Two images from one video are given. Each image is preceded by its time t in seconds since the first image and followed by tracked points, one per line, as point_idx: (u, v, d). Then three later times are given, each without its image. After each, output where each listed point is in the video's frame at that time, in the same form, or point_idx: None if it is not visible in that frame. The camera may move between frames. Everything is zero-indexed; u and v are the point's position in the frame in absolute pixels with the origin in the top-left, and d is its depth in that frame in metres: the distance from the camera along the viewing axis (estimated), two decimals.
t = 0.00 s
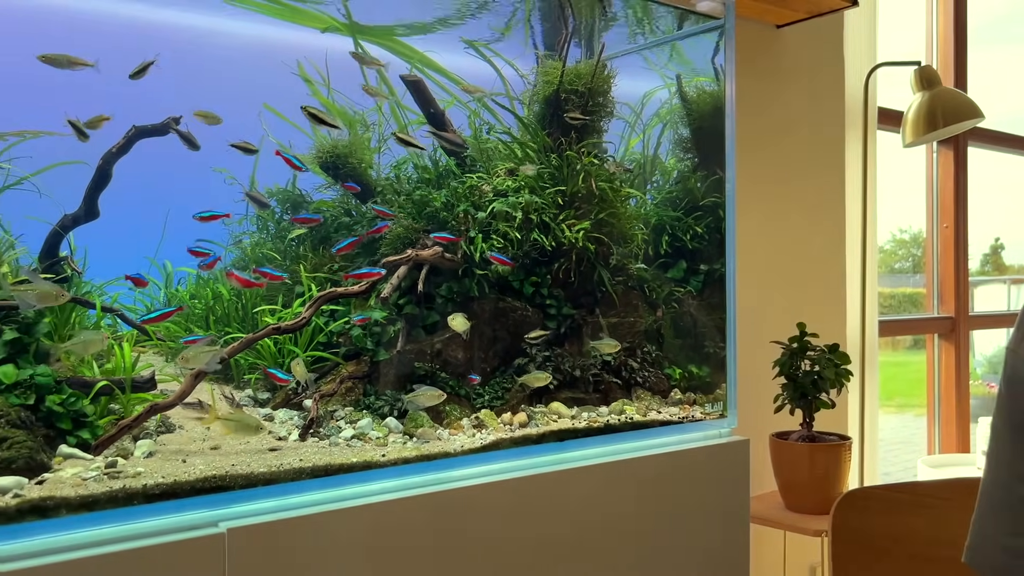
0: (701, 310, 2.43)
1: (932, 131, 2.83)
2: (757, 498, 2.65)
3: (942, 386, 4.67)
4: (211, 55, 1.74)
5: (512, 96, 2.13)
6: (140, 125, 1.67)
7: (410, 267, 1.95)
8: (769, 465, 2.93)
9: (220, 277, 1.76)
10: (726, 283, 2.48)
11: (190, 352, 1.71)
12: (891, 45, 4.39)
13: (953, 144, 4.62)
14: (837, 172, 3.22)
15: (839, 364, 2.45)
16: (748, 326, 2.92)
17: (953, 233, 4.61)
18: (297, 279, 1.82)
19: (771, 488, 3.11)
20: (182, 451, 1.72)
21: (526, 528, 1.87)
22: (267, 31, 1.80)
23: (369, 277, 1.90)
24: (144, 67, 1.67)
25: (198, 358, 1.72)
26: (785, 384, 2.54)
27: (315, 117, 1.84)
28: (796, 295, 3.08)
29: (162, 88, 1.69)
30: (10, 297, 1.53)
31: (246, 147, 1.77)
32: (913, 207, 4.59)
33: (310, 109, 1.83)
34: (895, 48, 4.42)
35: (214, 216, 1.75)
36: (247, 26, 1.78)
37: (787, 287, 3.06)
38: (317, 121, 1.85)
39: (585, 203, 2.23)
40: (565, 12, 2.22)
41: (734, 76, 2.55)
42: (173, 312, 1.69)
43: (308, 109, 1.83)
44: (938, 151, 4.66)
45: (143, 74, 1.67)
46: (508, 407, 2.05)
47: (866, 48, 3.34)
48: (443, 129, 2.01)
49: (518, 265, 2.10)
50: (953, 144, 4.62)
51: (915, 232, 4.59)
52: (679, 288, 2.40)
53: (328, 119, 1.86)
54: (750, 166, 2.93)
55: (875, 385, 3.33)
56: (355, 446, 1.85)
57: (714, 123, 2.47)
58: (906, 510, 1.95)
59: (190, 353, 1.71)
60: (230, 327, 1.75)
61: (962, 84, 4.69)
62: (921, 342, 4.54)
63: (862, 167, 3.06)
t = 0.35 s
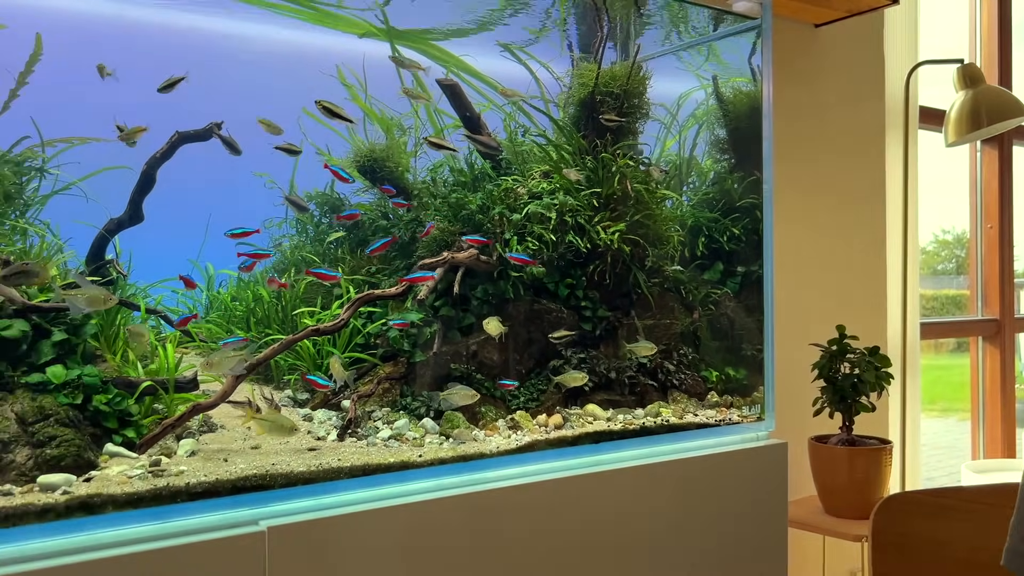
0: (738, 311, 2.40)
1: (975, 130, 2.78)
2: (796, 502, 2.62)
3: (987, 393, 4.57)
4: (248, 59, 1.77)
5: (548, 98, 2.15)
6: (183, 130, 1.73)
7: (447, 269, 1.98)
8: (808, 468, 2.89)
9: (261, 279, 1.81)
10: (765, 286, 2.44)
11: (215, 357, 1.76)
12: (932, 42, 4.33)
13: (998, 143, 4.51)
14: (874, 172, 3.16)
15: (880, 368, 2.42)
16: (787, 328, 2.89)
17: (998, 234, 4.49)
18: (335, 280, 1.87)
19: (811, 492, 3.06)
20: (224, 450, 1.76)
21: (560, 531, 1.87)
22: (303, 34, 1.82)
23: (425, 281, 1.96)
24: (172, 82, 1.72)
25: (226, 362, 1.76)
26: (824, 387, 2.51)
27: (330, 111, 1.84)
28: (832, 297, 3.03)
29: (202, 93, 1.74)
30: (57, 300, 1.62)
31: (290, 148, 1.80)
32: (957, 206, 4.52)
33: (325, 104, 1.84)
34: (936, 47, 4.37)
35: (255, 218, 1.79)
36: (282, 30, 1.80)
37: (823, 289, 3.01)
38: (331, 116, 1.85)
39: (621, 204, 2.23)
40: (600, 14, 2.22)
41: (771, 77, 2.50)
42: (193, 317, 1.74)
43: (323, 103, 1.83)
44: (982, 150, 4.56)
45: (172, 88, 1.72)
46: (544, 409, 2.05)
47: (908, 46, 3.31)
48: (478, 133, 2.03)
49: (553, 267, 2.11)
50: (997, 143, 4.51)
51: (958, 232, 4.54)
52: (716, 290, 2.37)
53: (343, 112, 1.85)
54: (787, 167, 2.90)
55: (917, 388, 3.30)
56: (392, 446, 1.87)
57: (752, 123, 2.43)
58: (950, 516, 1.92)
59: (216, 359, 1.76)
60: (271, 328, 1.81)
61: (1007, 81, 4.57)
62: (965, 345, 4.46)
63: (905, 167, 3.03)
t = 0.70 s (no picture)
0: (780, 315, 2.33)
1: None
2: (838, 508, 2.59)
3: None
4: (289, 67, 1.83)
5: (586, 102, 2.17)
6: (229, 138, 1.79)
7: (486, 271, 2.02)
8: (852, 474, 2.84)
9: (303, 282, 1.86)
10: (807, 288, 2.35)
11: (246, 363, 1.82)
12: (979, 39, 4.22)
13: None
14: (916, 172, 3.10)
15: (926, 372, 2.38)
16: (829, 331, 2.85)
17: None
18: (377, 284, 1.92)
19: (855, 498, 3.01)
20: (269, 450, 1.80)
21: (596, 534, 1.86)
22: (342, 42, 1.87)
23: (480, 286, 2.01)
24: (204, 96, 1.78)
25: (259, 369, 1.83)
26: (868, 392, 2.48)
27: (358, 107, 1.88)
28: (873, 300, 2.98)
29: (246, 101, 1.80)
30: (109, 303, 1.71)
31: (337, 151, 1.87)
32: (1008, 205, 4.37)
33: (353, 100, 1.87)
34: (984, 43, 4.26)
35: (299, 223, 1.85)
36: (322, 38, 1.85)
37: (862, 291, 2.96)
38: (359, 111, 1.89)
39: (660, 208, 2.23)
40: (639, 18, 2.21)
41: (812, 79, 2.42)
42: (233, 320, 1.81)
43: (351, 100, 1.87)
44: None
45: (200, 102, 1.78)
46: (582, 411, 2.05)
47: (954, 43, 3.26)
48: (517, 137, 2.08)
49: (592, 270, 2.12)
50: None
51: (1008, 233, 4.35)
52: (756, 293, 2.32)
53: (373, 108, 1.89)
54: (828, 169, 2.86)
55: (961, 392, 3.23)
56: (433, 447, 1.89)
57: (794, 125, 2.36)
58: (1000, 522, 1.88)
59: (247, 365, 1.82)
60: (315, 331, 1.86)
61: None
62: (1015, 349, 4.33)
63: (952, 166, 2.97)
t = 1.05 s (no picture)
0: (816, 318, 2.30)
1: None
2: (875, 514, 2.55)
3: None
4: (323, 74, 1.87)
5: (619, 105, 2.19)
6: (266, 143, 1.84)
7: (518, 275, 2.03)
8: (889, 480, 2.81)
9: (338, 285, 1.90)
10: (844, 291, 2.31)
11: (273, 366, 1.84)
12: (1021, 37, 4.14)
13: None
14: (953, 172, 3.05)
15: (965, 376, 2.34)
16: (865, 335, 2.82)
17: None
18: (410, 288, 1.97)
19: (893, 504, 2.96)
20: (306, 451, 1.83)
21: (629, 537, 1.85)
22: (374, 47, 1.89)
23: (518, 293, 2.02)
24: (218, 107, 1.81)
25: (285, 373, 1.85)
26: (905, 396, 2.45)
27: (377, 109, 1.90)
28: (907, 302, 2.93)
29: (281, 107, 1.85)
30: (149, 306, 1.77)
31: (374, 152, 1.91)
32: None
33: (372, 104, 1.90)
34: None
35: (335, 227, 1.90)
36: (352, 42, 1.87)
37: (896, 294, 2.91)
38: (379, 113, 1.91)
39: (692, 210, 2.22)
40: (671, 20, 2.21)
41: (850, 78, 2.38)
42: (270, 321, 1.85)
43: (370, 104, 1.90)
44: None
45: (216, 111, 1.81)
46: (615, 415, 2.05)
47: (993, 41, 3.21)
48: (550, 140, 2.11)
49: (625, 273, 2.12)
50: None
51: None
52: (791, 296, 2.30)
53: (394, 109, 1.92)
54: (864, 170, 2.83)
55: (1002, 397, 3.16)
56: (465, 449, 1.91)
57: (829, 126, 2.33)
58: None
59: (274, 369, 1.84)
60: (349, 333, 1.90)
61: None
62: None
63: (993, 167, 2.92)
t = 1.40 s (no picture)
0: (855, 322, 2.25)
1: None
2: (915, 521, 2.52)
3: None
4: (358, 80, 1.90)
5: (655, 108, 2.20)
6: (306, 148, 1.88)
7: (553, 278, 2.06)
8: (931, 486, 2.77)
9: (377, 288, 1.95)
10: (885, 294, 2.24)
11: (309, 370, 1.89)
12: None
13: None
14: (994, 173, 3.00)
15: (1010, 381, 2.30)
16: (906, 338, 2.78)
17: None
18: (446, 291, 2.01)
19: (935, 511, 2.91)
20: (344, 453, 1.84)
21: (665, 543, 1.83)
22: (409, 53, 1.92)
23: (562, 301, 2.05)
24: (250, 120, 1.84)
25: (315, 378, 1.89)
26: (947, 401, 2.42)
27: (387, 114, 1.92)
28: (946, 306, 2.88)
29: (318, 113, 1.88)
30: (191, 309, 1.81)
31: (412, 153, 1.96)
32: None
33: (381, 108, 1.92)
34: None
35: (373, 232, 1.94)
36: (387, 47, 1.90)
37: (936, 297, 2.86)
38: (388, 118, 1.93)
39: (729, 213, 2.21)
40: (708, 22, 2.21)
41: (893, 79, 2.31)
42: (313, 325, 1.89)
43: (380, 108, 1.92)
44: None
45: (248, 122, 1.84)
46: (651, 418, 2.05)
47: None
48: (585, 144, 2.13)
49: (661, 276, 2.13)
50: None
51: None
52: (830, 299, 2.27)
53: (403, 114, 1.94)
54: (904, 171, 2.79)
55: None
56: (501, 451, 1.92)
57: (869, 128, 2.28)
58: None
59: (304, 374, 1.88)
60: (387, 335, 1.95)
61: None
62: None
63: None
